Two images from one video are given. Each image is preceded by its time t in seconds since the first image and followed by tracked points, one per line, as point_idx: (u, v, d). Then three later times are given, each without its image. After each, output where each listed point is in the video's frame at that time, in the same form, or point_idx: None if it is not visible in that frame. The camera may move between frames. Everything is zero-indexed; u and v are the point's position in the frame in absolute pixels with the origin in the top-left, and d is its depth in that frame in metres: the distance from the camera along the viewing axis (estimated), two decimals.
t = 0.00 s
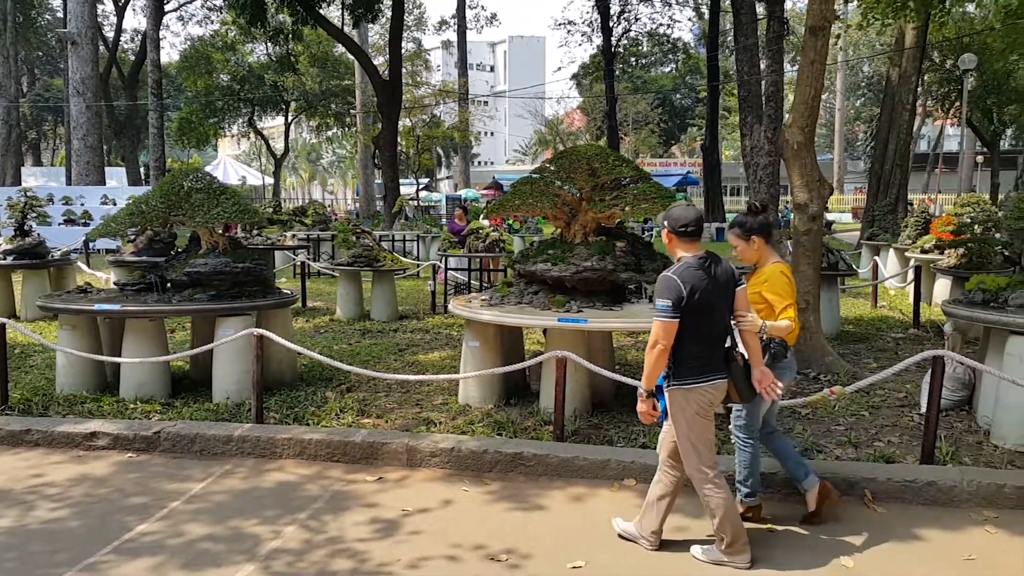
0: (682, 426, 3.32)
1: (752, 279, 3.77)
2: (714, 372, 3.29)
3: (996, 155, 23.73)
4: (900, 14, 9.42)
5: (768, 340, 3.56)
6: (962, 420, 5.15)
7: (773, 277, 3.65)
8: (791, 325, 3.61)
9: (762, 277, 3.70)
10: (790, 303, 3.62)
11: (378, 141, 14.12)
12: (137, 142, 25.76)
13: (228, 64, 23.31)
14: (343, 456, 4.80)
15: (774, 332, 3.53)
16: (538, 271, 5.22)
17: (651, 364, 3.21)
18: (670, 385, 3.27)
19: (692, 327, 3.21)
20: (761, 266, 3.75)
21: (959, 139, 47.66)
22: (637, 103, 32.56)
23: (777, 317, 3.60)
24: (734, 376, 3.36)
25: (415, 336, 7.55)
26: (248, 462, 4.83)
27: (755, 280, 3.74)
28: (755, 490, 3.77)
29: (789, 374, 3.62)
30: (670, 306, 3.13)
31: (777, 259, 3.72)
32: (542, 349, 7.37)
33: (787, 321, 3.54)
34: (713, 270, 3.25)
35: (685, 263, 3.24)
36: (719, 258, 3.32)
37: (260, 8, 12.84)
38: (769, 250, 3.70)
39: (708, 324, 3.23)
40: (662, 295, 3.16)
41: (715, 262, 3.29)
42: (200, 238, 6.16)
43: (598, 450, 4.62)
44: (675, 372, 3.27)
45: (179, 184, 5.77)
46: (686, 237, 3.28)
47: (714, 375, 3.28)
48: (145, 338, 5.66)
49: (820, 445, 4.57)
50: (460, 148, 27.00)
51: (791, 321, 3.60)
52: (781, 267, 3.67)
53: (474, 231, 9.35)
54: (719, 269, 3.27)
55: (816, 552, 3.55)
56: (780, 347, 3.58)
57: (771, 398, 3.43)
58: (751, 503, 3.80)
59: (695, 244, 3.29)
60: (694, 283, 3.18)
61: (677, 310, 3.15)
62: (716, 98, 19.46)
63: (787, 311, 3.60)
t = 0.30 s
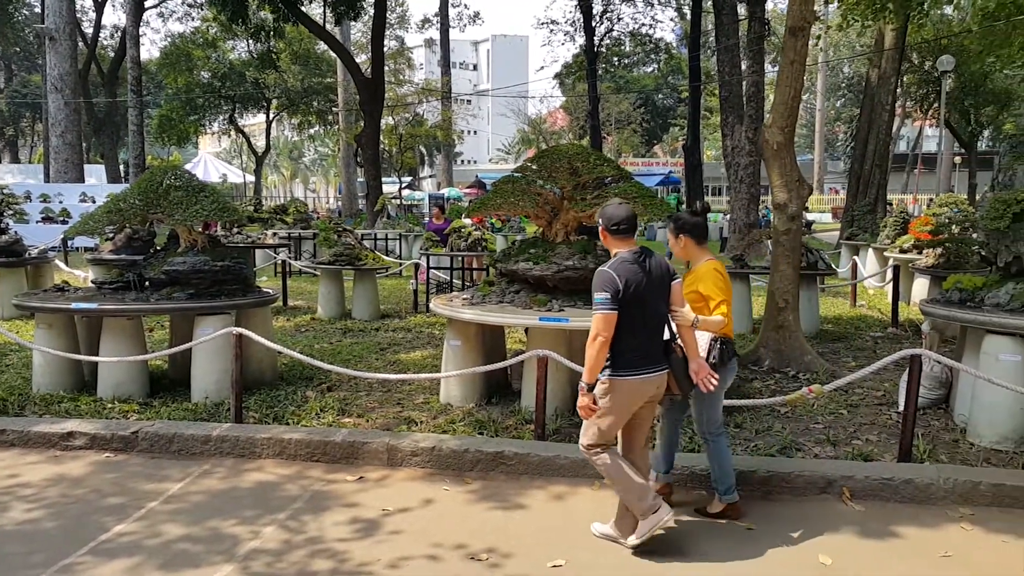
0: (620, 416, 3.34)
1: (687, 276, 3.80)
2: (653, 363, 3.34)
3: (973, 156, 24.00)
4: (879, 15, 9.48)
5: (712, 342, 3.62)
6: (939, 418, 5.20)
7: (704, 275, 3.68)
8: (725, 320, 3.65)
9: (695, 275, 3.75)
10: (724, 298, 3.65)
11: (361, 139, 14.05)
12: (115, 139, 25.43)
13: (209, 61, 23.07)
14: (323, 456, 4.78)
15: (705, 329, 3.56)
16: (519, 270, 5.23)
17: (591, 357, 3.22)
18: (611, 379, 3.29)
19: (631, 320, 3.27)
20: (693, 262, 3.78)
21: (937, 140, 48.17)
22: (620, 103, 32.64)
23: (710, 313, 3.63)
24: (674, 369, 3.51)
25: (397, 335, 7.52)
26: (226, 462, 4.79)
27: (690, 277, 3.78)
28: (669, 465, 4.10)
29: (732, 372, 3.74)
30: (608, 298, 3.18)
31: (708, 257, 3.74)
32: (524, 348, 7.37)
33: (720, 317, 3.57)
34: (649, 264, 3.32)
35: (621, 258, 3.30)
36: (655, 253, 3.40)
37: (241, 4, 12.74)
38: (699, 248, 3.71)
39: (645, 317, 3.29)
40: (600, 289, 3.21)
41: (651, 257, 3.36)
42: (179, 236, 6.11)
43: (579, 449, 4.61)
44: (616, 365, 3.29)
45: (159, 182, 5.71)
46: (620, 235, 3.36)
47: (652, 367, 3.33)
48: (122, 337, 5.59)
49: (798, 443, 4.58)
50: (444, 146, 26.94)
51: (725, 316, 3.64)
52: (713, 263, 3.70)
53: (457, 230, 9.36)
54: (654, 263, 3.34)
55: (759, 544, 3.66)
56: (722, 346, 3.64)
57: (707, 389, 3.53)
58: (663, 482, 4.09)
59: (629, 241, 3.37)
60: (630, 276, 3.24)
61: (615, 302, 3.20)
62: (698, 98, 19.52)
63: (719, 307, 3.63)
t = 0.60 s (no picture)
0: (556, 414, 3.38)
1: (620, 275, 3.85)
2: (592, 360, 3.38)
3: (949, 156, 24.32)
4: (857, 16, 9.57)
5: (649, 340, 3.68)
6: (916, 415, 5.25)
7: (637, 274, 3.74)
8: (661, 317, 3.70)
9: (629, 274, 3.82)
10: (659, 295, 3.71)
11: (341, 138, 13.97)
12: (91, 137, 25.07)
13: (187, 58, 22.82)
14: (302, 458, 4.73)
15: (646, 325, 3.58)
16: (500, 270, 5.22)
17: (527, 356, 3.27)
18: (547, 377, 3.35)
19: (568, 319, 3.33)
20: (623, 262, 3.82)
21: (913, 140, 48.78)
22: (601, 102, 32.72)
23: (646, 310, 3.68)
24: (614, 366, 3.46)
25: (378, 335, 7.48)
26: (204, 464, 4.74)
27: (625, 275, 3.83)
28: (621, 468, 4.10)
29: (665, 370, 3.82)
30: (544, 298, 3.24)
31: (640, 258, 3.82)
32: (505, 347, 7.36)
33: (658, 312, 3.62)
34: (585, 264, 3.38)
35: (559, 258, 3.37)
36: (593, 252, 3.46)
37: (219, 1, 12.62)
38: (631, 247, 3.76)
39: (582, 317, 3.35)
40: (536, 289, 3.27)
41: (588, 256, 3.43)
42: (155, 235, 6.05)
43: (560, 448, 4.60)
44: (553, 364, 3.34)
45: (134, 181, 5.62)
46: (560, 236, 3.41)
47: (590, 364, 3.37)
48: (98, 339, 5.52)
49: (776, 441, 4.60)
50: (425, 145, 26.84)
51: (661, 313, 3.69)
52: (645, 263, 3.78)
53: (438, 229, 9.33)
54: (592, 262, 3.41)
55: (700, 538, 3.70)
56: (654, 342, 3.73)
57: (649, 387, 3.55)
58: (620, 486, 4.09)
59: (568, 242, 3.42)
60: (567, 276, 3.31)
61: (551, 302, 3.26)
62: (679, 97, 19.60)
63: (655, 304, 3.68)
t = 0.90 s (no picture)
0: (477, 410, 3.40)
1: (566, 270, 3.86)
2: (517, 361, 3.36)
3: (926, 152, 24.58)
4: (834, 13, 9.64)
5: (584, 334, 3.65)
6: (894, 409, 5.30)
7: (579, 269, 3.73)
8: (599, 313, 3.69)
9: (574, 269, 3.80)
10: (598, 292, 3.69)
11: (322, 137, 13.90)
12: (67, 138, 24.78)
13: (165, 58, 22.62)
14: (283, 459, 4.71)
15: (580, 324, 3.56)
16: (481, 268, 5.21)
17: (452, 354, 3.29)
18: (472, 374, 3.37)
19: (496, 319, 3.30)
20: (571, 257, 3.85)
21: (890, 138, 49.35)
22: (581, 101, 32.80)
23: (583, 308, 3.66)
24: (539, 368, 3.42)
25: (359, 335, 7.46)
26: (183, 467, 4.70)
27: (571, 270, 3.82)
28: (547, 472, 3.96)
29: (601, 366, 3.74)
30: (470, 298, 3.23)
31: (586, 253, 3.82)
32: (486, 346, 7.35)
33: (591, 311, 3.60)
34: (517, 266, 3.35)
35: (492, 258, 3.34)
36: (526, 254, 3.42)
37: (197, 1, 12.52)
38: (577, 243, 3.81)
39: (510, 317, 3.32)
40: (464, 288, 3.26)
41: (521, 258, 3.39)
42: (131, 236, 5.99)
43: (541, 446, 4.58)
44: (478, 362, 3.35)
45: (111, 182, 5.56)
46: (493, 235, 3.36)
47: (515, 365, 3.36)
48: (76, 342, 5.45)
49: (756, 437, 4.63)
50: (406, 144, 26.79)
51: (597, 310, 3.68)
52: (590, 259, 3.76)
53: (419, 229, 9.32)
54: (525, 265, 3.37)
55: (637, 533, 3.72)
56: (594, 337, 3.71)
57: (580, 386, 3.50)
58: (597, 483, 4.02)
59: (502, 241, 3.38)
60: (495, 276, 3.29)
61: (478, 302, 3.25)
62: (658, 95, 19.69)
63: (592, 300, 3.67)
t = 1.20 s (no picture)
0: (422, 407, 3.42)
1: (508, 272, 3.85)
2: (461, 359, 3.37)
3: (905, 152, 24.81)
4: (815, 14, 9.70)
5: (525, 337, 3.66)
6: (873, 407, 5.35)
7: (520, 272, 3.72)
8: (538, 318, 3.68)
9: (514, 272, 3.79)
10: (536, 296, 3.68)
11: (304, 135, 13.83)
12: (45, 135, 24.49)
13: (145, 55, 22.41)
14: (264, 460, 4.68)
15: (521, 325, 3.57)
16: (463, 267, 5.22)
17: (394, 351, 3.30)
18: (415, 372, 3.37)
19: (439, 316, 3.33)
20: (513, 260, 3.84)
21: (869, 138, 49.83)
22: (564, 100, 32.85)
23: (523, 310, 3.65)
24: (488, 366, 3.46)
25: (340, 335, 7.42)
26: (162, 468, 4.66)
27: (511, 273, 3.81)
28: (506, 474, 3.94)
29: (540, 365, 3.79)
30: (412, 296, 3.27)
31: (528, 256, 3.81)
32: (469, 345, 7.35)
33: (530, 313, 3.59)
34: (460, 263, 3.38)
35: (434, 256, 3.37)
36: (470, 252, 3.45)
37: None
38: (520, 247, 3.79)
39: (453, 315, 3.34)
40: (406, 285, 3.29)
41: (465, 255, 3.42)
42: (110, 235, 5.93)
43: (523, 444, 4.55)
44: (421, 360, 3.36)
45: (89, 180, 5.50)
46: (438, 233, 3.39)
47: (460, 363, 3.37)
48: (55, 342, 5.39)
49: (737, 435, 4.65)
50: (389, 143, 26.70)
51: (537, 313, 3.67)
52: (530, 262, 3.76)
53: (401, 228, 9.29)
54: (467, 262, 3.40)
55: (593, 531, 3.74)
56: (532, 341, 3.69)
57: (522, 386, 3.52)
58: (574, 478, 4.02)
59: (445, 240, 3.41)
60: (437, 273, 3.32)
61: (419, 299, 3.28)
62: (640, 95, 19.75)
63: (531, 305, 3.65)
